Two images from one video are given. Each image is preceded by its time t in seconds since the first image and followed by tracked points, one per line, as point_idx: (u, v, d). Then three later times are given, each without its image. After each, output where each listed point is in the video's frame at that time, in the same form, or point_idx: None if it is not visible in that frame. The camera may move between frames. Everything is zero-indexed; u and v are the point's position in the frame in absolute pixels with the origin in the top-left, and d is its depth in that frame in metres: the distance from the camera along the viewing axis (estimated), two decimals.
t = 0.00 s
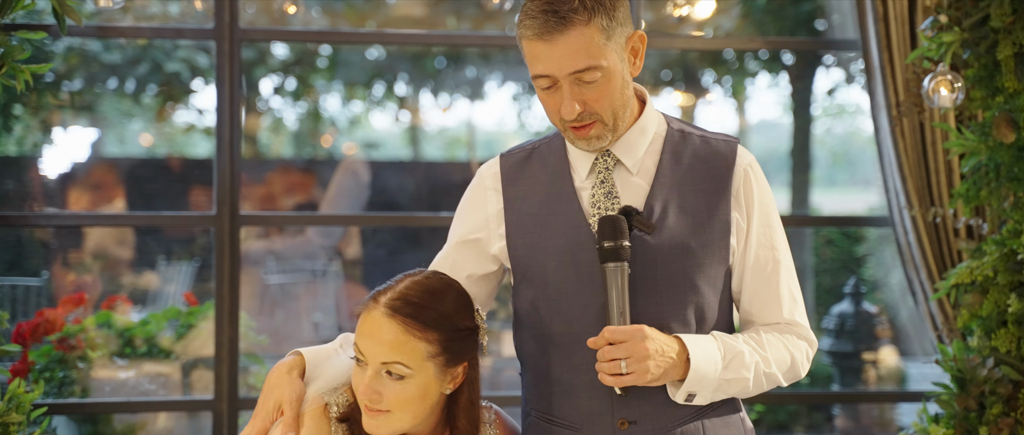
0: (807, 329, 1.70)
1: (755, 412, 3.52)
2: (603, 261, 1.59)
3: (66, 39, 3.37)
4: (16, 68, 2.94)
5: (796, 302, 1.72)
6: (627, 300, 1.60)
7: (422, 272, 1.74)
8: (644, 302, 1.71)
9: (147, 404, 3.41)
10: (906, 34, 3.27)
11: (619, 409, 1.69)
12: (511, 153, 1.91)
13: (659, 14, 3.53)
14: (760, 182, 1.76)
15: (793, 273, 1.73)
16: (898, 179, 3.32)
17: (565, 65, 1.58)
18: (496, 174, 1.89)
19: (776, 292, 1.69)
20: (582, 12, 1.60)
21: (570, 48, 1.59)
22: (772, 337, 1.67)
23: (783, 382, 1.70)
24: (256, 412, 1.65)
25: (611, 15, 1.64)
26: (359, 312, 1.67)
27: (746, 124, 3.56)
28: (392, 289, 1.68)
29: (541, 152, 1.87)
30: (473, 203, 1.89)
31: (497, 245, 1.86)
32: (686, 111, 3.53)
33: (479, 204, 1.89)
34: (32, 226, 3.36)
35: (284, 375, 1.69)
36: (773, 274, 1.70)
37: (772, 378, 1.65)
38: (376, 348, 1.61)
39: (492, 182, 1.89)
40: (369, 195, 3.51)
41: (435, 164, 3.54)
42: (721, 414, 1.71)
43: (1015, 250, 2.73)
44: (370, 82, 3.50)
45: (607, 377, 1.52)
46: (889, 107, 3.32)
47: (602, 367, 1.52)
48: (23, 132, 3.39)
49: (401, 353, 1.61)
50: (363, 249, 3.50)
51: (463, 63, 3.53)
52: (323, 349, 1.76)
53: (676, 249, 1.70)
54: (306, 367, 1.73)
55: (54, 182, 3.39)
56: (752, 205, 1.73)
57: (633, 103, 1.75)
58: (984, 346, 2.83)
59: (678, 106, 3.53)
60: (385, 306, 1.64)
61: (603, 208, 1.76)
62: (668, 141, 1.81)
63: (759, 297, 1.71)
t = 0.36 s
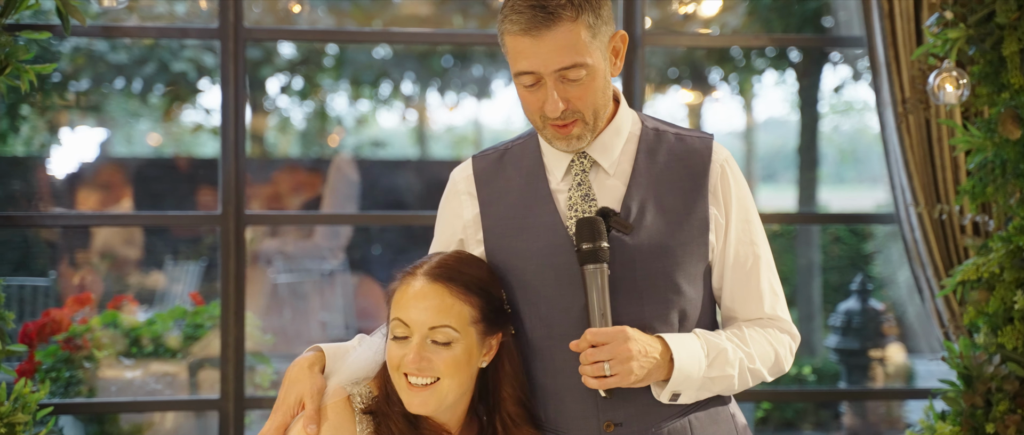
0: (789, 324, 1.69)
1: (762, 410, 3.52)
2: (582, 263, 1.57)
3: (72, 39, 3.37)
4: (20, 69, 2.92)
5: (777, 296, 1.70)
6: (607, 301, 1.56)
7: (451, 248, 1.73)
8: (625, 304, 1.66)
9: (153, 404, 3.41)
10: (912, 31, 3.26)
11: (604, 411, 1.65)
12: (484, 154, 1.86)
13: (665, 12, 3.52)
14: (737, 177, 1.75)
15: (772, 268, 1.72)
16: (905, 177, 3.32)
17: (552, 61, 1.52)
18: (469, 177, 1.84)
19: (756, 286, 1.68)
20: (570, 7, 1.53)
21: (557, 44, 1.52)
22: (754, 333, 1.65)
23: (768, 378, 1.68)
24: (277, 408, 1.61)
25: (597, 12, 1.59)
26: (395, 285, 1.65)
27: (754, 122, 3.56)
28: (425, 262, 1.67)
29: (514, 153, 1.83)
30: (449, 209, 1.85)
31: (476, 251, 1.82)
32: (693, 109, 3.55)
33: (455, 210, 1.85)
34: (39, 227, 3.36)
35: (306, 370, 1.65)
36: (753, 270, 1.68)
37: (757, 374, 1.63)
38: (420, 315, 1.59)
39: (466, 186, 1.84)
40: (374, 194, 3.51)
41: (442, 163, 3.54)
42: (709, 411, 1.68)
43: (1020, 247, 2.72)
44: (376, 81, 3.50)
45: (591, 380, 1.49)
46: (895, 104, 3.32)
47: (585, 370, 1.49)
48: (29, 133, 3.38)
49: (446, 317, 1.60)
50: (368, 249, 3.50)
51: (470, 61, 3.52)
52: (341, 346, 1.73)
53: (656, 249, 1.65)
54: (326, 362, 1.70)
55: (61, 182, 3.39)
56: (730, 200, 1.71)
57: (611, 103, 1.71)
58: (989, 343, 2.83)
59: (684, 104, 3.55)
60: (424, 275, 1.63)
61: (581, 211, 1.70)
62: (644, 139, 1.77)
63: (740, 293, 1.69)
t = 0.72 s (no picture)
0: (791, 306, 1.66)
1: (766, 406, 3.52)
2: (574, 263, 1.53)
3: (76, 37, 3.37)
4: (24, 66, 2.91)
5: (776, 277, 1.68)
6: (601, 299, 1.54)
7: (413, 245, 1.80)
8: (618, 300, 1.67)
9: (158, 401, 3.40)
10: (916, 27, 3.25)
11: (606, 411, 1.65)
12: (468, 158, 1.85)
13: (669, 8, 3.52)
14: (725, 162, 1.72)
15: (769, 249, 1.70)
16: (909, 173, 3.32)
17: (537, 63, 1.51)
18: (455, 181, 1.84)
19: (753, 268, 1.65)
20: (553, 8, 1.52)
21: (541, 46, 1.51)
22: (754, 320, 1.63)
23: (773, 362, 1.66)
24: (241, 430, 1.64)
25: (580, 12, 1.58)
26: (362, 285, 1.72)
27: (758, 118, 3.56)
28: (390, 260, 1.74)
29: (498, 154, 1.82)
30: (437, 213, 1.85)
31: (467, 256, 1.82)
32: (698, 106, 3.55)
33: (443, 214, 1.84)
34: (44, 225, 3.36)
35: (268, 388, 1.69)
36: (748, 252, 1.66)
37: (759, 360, 1.62)
38: (391, 311, 1.67)
39: (452, 190, 1.84)
40: (378, 192, 3.51)
41: (446, 160, 3.54)
42: (712, 399, 1.67)
43: None
44: (381, 79, 3.50)
45: (587, 381, 1.49)
46: (900, 100, 3.31)
47: (582, 371, 1.49)
48: (34, 131, 3.38)
49: (416, 312, 1.67)
50: (372, 246, 3.50)
51: (474, 58, 3.52)
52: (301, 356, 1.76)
53: (645, 242, 1.65)
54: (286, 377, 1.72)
55: (66, 180, 3.39)
56: (719, 188, 1.69)
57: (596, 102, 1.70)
58: (995, 340, 2.83)
59: (689, 100, 3.55)
60: (391, 272, 1.70)
61: (568, 209, 1.70)
62: (629, 131, 1.76)
63: (737, 279, 1.68)
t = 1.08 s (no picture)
0: (810, 308, 1.65)
1: (773, 402, 3.52)
2: (593, 256, 1.53)
3: (83, 34, 3.37)
4: (30, 63, 2.90)
5: (797, 278, 1.67)
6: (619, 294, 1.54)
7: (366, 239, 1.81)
8: (636, 295, 1.68)
9: (165, 398, 3.41)
10: (922, 21, 3.25)
11: (621, 405, 1.65)
12: (494, 148, 1.86)
13: (674, 4, 3.52)
14: (749, 160, 1.71)
15: (792, 249, 1.69)
16: (916, 168, 3.31)
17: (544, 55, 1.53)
18: (479, 170, 1.84)
19: (773, 269, 1.65)
20: None
21: (548, 37, 1.53)
22: (773, 321, 1.63)
23: (789, 363, 1.66)
24: None
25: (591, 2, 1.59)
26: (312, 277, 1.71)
27: (765, 114, 3.56)
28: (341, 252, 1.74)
29: (524, 146, 1.83)
30: (459, 202, 1.85)
31: (488, 246, 1.82)
32: (704, 102, 3.54)
33: (464, 203, 1.85)
34: (51, 222, 3.37)
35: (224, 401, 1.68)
36: (770, 250, 1.65)
37: (776, 361, 1.62)
38: (342, 301, 1.67)
39: (475, 179, 1.84)
40: (385, 188, 3.51)
41: (452, 156, 3.54)
42: (727, 399, 1.67)
43: None
44: (387, 75, 3.50)
45: (600, 375, 1.50)
46: (906, 95, 3.30)
47: (596, 365, 1.49)
48: (41, 128, 3.39)
49: (366, 302, 1.68)
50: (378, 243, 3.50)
51: (480, 54, 3.52)
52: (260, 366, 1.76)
53: (667, 238, 1.66)
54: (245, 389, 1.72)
55: (73, 177, 3.39)
56: (742, 186, 1.68)
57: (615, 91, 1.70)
58: (1002, 334, 2.83)
59: (695, 96, 3.54)
60: (342, 264, 1.70)
61: (590, 202, 1.71)
62: (652, 127, 1.76)
63: (758, 276, 1.67)
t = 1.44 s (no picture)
0: (823, 311, 1.66)
1: (777, 401, 3.53)
2: (621, 252, 1.52)
3: (87, 33, 3.38)
4: (35, 63, 2.91)
5: (811, 281, 1.68)
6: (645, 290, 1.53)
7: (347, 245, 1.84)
8: (657, 294, 1.68)
9: (168, 397, 3.41)
10: (926, 20, 3.25)
11: (639, 403, 1.66)
12: (514, 146, 1.87)
13: (678, 4, 3.52)
14: (768, 163, 1.72)
15: (806, 253, 1.70)
16: (919, 167, 3.31)
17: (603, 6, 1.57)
18: (499, 168, 1.85)
19: (790, 272, 1.66)
20: None
21: None
22: (789, 321, 1.63)
23: (803, 365, 1.66)
24: None
25: None
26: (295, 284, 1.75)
27: (768, 113, 3.56)
28: (322, 259, 1.78)
29: (544, 145, 1.84)
30: (477, 199, 1.85)
31: (506, 243, 1.82)
32: (708, 101, 3.53)
33: (482, 199, 1.85)
34: (55, 221, 3.37)
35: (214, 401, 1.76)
36: (786, 255, 1.66)
37: (792, 362, 1.62)
38: (324, 308, 1.71)
39: (495, 175, 1.85)
40: (389, 188, 3.51)
41: (457, 156, 3.53)
42: (743, 399, 1.67)
43: None
44: (391, 74, 3.50)
45: (625, 370, 1.50)
46: (909, 95, 3.30)
47: (620, 360, 1.49)
48: (45, 127, 3.39)
49: (348, 308, 1.72)
50: (383, 242, 3.50)
51: (484, 54, 3.52)
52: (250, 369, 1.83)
53: (690, 237, 1.66)
54: (236, 391, 1.80)
55: (78, 177, 3.40)
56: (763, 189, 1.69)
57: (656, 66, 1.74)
58: (1005, 334, 2.82)
59: (699, 95, 3.54)
60: (322, 271, 1.74)
61: (613, 199, 1.70)
62: (673, 127, 1.77)
63: (775, 279, 1.68)
